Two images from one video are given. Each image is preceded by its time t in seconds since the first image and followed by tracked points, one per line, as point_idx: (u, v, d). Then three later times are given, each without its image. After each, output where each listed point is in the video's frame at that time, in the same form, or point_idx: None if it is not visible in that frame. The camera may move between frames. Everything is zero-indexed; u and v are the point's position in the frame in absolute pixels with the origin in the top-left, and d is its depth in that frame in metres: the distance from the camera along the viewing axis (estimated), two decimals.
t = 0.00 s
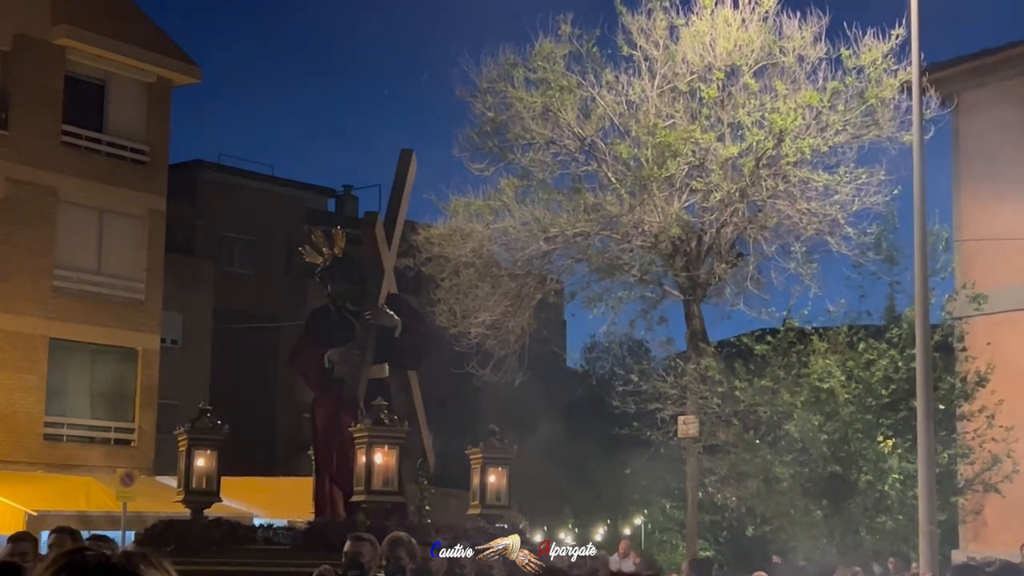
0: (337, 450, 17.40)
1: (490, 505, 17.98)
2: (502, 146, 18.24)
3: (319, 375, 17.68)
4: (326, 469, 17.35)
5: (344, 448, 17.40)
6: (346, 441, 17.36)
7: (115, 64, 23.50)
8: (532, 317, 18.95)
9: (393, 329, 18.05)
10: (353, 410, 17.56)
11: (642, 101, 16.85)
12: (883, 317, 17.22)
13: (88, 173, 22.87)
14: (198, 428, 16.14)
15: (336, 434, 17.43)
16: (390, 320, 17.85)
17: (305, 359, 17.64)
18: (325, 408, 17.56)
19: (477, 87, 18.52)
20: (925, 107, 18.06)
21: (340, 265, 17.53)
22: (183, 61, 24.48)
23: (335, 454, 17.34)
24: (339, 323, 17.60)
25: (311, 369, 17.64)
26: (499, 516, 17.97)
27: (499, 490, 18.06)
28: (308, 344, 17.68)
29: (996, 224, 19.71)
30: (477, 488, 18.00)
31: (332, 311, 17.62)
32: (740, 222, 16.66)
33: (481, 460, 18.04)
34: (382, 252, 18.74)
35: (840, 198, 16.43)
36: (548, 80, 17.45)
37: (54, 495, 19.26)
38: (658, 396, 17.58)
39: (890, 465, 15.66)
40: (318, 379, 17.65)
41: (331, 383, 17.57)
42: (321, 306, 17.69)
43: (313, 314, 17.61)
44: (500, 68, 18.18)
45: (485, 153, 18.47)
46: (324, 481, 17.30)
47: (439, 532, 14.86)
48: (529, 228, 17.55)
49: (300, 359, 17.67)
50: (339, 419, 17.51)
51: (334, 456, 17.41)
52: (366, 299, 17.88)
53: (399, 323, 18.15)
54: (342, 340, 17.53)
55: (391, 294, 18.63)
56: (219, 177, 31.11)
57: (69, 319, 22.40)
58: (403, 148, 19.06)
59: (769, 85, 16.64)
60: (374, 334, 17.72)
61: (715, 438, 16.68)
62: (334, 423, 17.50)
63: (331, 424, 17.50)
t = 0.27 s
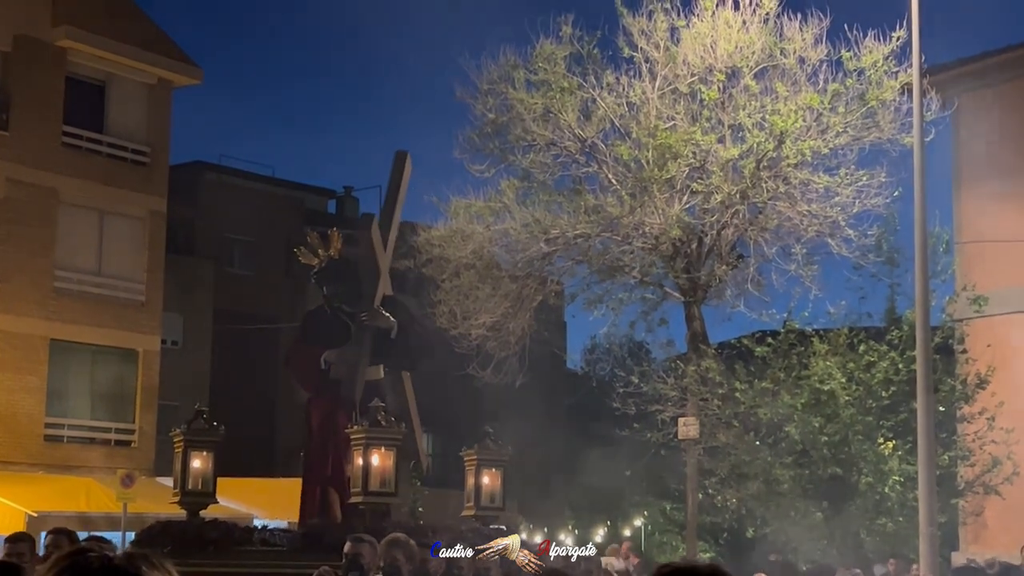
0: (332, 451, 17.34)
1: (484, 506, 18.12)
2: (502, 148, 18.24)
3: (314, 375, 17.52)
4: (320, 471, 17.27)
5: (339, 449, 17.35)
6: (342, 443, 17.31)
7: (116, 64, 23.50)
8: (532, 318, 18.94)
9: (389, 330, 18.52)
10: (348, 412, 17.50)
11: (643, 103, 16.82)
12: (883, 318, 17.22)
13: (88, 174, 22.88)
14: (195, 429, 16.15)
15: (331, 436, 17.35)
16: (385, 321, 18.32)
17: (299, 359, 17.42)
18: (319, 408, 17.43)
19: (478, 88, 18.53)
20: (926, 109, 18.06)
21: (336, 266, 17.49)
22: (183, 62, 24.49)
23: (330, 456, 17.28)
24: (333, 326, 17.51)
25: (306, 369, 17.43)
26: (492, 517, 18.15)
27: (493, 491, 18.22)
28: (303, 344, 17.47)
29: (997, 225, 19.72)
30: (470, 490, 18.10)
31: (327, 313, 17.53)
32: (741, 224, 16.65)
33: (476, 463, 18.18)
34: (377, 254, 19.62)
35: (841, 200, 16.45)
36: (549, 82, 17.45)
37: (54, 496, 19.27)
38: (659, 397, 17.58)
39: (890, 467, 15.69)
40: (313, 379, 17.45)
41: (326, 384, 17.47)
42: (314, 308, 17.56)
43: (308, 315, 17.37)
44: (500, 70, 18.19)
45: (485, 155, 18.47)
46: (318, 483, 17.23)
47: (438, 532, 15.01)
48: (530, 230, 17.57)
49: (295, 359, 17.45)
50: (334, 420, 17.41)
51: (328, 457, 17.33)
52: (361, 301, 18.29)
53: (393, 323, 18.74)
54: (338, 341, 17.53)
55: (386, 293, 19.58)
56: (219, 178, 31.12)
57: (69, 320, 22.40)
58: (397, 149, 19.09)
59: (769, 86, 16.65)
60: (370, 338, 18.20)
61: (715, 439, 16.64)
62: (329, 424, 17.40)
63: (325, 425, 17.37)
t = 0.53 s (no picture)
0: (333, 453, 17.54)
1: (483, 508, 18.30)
2: (503, 150, 18.26)
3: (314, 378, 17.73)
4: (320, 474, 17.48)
5: (339, 452, 17.53)
6: (342, 446, 17.50)
7: (115, 66, 23.51)
8: (531, 320, 18.93)
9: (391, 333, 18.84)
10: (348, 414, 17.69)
11: (642, 105, 16.80)
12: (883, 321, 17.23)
13: (88, 175, 22.88)
14: (196, 431, 16.34)
15: (330, 438, 17.55)
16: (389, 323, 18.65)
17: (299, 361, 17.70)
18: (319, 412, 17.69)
19: (478, 91, 18.54)
20: (926, 112, 18.06)
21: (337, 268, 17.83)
22: (184, 64, 24.51)
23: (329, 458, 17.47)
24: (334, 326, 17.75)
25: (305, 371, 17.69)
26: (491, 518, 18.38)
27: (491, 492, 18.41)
28: (302, 346, 17.72)
29: (997, 229, 19.72)
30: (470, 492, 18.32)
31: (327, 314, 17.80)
32: (740, 226, 16.66)
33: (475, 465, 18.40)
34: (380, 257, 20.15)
35: (841, 202, 16.46)
36: (549, 84, 17.46)
37: (54, 497, 19.27)
38: (658, 399, 17.58)
39: (889, 469, 15.69)
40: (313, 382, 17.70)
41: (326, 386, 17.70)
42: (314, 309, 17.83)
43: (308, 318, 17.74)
44: (500, 72, 18.19)
45: (485, 157, 18.50)
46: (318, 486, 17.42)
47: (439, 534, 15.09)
48: (529, 232, 17.58)
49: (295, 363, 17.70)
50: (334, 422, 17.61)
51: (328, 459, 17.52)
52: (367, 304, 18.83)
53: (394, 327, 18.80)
54: (338, 342, 17.75)
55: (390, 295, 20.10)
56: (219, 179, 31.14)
57: (68, 321, 22.38)
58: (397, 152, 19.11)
59: (770, 89, 16.70)
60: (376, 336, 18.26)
61: (714, 441, 16.72)
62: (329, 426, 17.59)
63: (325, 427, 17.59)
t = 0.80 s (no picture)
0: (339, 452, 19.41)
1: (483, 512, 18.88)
2: (501, 152, 18.30)
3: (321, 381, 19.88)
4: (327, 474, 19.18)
5: (345, 451, 19.45)
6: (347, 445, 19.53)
7: (114, 67, 23.53)
8: (529, 322, 18.96)
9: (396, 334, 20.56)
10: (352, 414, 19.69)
11: (641, 108, 16.83)
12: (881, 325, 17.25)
13: (87, 176, 22.88)
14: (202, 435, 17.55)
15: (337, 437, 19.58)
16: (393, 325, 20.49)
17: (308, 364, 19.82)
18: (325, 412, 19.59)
19: (476, 93, 18.55)
20: (924, 114, 18.08)
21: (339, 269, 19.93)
22: (182, 65, 24.54)
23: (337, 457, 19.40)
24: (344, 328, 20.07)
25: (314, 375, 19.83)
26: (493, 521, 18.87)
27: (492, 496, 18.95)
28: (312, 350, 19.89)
29: (994, 232, 19.75)
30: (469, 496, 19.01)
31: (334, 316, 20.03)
32: (738, 229, 16.64)
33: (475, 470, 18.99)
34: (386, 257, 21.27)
35: (838, 205, 16.48)
36: (548, 86, 17.46)
37: (51, 499, 19.28)
38: (656, 402, 17.59)
39: (887, 472, 15.72)
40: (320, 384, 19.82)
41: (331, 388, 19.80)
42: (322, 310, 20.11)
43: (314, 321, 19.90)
44: (498, 74, 18.20)
45: (484, 159, 18.53)
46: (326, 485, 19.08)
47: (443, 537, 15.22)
48: (528, 235, 17.59)
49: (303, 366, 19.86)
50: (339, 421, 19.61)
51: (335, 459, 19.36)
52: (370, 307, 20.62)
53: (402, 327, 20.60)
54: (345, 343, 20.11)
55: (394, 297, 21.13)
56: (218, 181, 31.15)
57: (66, 322, 22.37)
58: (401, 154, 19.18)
59: (768, 92, 16.59)
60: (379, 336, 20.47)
61: (713, 444, 16.62)
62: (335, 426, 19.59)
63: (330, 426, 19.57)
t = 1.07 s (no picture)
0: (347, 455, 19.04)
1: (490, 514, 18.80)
2: (498, 154, 18.28)
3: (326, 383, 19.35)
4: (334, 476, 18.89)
5: (352, 454, 19.04)
6: (354, 448, 19.05)
7: (110, 68, 23.50)
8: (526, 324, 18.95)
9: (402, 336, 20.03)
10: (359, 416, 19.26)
11: (638, 110, 16.87)
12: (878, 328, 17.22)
13: (82, 177, 22.84)
14: (207, 438, 17.69)
15: (343, 440, 19.09)
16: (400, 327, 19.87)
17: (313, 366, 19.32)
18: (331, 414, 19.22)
19: (474, 94, 18.53)
20: (921, 117, 18.05)
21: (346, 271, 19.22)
22: (179, 66, 24.51)
23: (343, 461, 18.98)
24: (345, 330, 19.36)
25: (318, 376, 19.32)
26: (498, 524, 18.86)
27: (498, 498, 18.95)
28: (316, 350, 19.37)
29: (991, 235, 19.73)
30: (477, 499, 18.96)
31: (336, 319, 19.35)
32: (735, 231, 16.63)
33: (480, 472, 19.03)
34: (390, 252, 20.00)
35: (836, 208, 16.45)
36: (545, 88, 17.44)
37: (46, 499, 19.24)
38: (652, 404, 17.55)
39: (883, 475, 15.69)
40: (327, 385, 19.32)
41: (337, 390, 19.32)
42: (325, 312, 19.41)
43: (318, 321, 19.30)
44: (496, 75, 18.17)
45: (481, 161, 18.51)
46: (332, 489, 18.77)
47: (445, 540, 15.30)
48: (525, 236, 17.63)
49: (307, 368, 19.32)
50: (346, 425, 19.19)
51: (342, 462, 18.98)
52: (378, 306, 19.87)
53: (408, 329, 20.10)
54: (348, 343, 19.40)
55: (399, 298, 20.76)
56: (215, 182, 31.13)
57: (61, 323, 22.31)
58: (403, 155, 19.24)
59: (765, 94, 16.53)
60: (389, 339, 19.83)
61: (708, 446, 16.65)
62: (341, 429, 19.17)
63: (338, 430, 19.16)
